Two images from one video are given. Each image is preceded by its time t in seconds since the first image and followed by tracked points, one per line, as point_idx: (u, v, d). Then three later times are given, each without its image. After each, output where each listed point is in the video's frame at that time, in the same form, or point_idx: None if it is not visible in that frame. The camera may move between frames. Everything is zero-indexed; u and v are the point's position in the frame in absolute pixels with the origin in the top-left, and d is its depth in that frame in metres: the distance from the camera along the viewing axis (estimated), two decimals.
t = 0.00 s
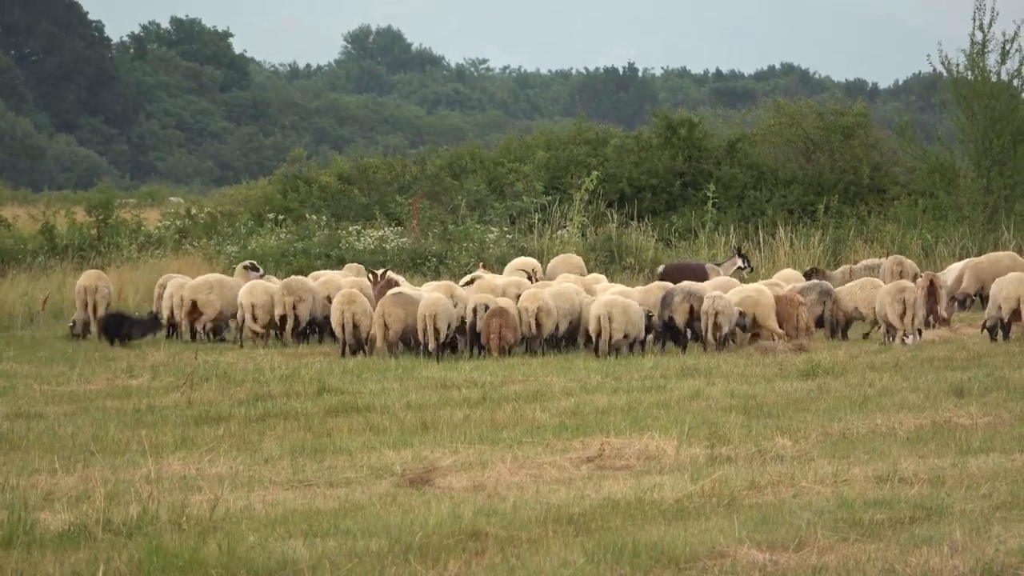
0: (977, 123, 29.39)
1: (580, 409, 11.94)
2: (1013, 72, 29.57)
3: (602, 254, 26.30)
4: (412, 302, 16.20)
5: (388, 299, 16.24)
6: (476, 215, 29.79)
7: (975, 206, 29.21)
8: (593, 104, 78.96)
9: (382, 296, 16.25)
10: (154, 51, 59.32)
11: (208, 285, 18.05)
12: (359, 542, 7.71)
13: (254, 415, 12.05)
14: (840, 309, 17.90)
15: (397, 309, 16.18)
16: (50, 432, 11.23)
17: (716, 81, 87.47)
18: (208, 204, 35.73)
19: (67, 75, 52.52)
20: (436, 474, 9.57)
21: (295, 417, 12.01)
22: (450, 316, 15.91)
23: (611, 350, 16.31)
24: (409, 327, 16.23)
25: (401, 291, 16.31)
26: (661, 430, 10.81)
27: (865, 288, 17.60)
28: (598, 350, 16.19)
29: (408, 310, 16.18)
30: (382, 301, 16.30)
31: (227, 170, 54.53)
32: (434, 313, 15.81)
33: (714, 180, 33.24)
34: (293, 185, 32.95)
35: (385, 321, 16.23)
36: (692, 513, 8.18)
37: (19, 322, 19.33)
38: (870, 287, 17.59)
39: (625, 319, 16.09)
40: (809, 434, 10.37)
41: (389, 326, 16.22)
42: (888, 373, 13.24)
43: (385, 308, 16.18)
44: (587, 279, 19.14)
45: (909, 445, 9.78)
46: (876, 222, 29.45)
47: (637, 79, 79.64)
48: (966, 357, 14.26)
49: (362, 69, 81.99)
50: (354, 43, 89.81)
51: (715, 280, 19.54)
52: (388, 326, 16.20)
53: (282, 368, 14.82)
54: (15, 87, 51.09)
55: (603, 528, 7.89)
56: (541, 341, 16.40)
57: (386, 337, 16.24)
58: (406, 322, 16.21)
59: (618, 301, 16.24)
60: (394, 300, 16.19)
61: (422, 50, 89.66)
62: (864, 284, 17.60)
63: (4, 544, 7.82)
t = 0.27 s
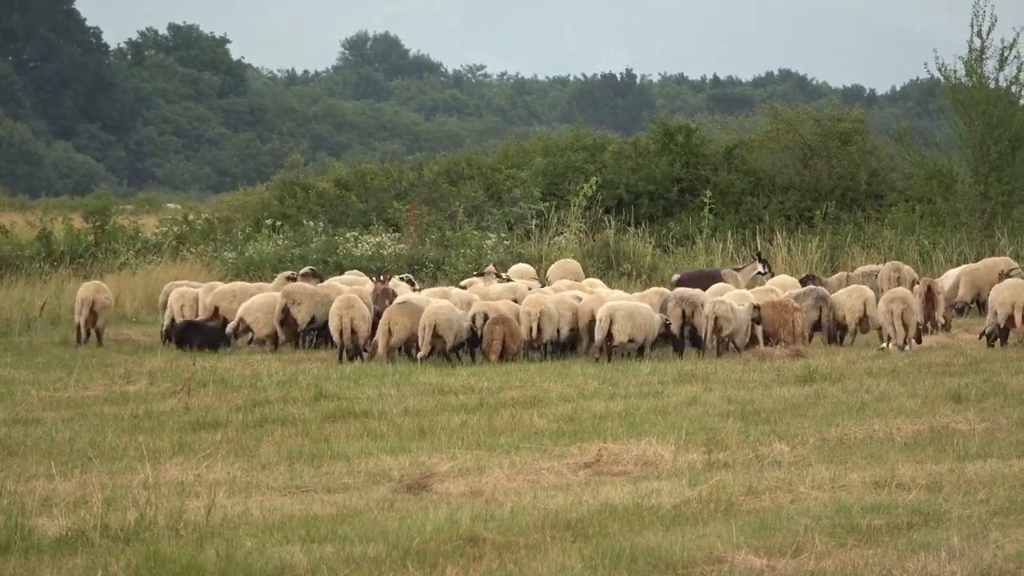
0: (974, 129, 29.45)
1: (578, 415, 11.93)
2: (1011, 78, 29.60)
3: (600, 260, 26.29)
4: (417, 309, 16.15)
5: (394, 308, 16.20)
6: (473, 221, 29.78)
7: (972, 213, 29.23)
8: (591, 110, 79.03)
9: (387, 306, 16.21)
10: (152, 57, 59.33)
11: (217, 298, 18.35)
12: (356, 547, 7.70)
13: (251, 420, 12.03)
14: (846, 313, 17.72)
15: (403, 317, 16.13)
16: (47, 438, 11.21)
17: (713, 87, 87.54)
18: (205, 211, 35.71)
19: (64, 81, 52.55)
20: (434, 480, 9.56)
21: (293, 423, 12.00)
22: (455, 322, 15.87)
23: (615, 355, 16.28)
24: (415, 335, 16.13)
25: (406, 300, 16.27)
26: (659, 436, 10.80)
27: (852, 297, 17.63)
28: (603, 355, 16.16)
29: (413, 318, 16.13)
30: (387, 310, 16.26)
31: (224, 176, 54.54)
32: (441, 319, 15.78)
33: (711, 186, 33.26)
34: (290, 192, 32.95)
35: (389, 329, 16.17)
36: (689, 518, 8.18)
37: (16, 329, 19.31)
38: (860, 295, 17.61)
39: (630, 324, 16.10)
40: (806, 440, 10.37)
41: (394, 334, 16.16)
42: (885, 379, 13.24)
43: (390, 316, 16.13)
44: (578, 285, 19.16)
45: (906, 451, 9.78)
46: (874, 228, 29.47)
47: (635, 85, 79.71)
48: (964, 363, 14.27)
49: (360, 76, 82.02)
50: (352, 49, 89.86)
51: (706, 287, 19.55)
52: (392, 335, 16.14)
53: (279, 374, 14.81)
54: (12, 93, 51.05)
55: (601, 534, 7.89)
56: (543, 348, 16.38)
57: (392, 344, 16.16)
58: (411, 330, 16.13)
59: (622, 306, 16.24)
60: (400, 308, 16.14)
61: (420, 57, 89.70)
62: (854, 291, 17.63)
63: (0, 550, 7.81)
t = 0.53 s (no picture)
0: (973, 133, 29.51)
1: (576, 419, 11.94)
2: (1009, 82, 29.73)
3: (598, 264, 26.30)
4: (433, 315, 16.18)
5: (410, 315, 16.24)
6: (472, 226, 29.78)
7: (971, 217, 29.14)
8: (589, 115, 79.11)
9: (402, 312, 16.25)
10: (151, 61, 59.35)
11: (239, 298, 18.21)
12: (354, 552, 7.70)
13: (250, 425, 12.03)
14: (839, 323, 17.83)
15: (418, 323, 16.17)
16: (46, 442, 11.21)
17: (712, 91, 87.61)
18: (204, 215, 35.70)
19: (63, 85, 52.53)
20: (432, 484, 9.56)
21: (291, 427, 12.00)
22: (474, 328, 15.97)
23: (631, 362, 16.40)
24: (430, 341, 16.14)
25: (421, 306, 16.31)
26: (657, 440, 10.81)
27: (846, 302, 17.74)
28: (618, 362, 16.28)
29: (429, 325, 16.17)
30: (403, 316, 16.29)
31: (223, 181, 54.56)
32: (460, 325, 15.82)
33: (710, 190, 33.33)
34: (289, 196, 32.93)
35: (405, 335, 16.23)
36: (688, 523, 8.18)
37: (15, 333, 19.29)
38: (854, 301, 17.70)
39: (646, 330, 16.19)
40: (804, 444, 10.38)
41: (410, 340, 16.21)
42: (884, 383, 13.25)
43: (406, 323, 16.19)
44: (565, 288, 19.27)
45: (904, 455, 9.78)
46: (873, 232, 29.49)
47: (634, 89, 79.80)
48: (962, 367, 14.28)
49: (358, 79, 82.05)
50: (351, 53, 89.88)
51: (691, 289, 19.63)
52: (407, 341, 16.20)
53: (278, 378, 14.81)
54: (11, 97, 51.04)
55: (599, 538, 7.88)
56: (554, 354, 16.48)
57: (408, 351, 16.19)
58: (427, 337, 16.17)
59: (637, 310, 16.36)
60: (416, 315, 16.19)
61: (418, 61, 89.70)
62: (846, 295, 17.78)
63: None
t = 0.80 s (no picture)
0: (969, 137, 29.53)
1: (571, 422, 11.93)
2: (1005, 86, 29.80)
3: (594, 267, 26.31)
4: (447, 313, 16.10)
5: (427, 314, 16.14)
6: (468, 229, 29.76)
7: (967, 221, 29.38)
8: (585, 118, 79.20)
9: (418, 310, 16.12)
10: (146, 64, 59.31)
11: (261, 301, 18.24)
12: (350, 555, 7.69)
13: (246, 428, 12.02)
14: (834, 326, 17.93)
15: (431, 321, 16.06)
16: (42, 445, 11.20)
17: (708, 95, 87.71)
18: (200, 218, 35.68)
19: (59, 89, 52.46)
20: (428, 487, 9.55)
21: (286, 430, 11.99)
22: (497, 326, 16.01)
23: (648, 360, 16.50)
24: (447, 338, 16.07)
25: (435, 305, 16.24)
26: (652, 443, 10.81)
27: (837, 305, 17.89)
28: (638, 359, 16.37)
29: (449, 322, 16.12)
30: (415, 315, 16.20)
31: (218, 184, 54.56)
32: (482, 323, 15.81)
33: (706, 194, 33.36)
34: (285, 199, 32.91)
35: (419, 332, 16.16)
36: (682, 526, 8.18)
37: (10, 336, 19.27)
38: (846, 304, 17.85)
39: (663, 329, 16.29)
40: (799, 448, 10.38)
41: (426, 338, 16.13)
42: (879, 387, 13.26)
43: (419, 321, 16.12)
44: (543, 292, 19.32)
45: (900, 459, 9.79)
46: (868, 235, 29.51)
47: (629, 93, 79.90)
48: (958, 371, 14.30)
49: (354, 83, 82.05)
50: (347, 57, 89.89)
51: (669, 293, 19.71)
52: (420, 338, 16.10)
53: (273, 381, 14.79)
54: (6, 100, 50.98)
55: (593, 542, 7.88)
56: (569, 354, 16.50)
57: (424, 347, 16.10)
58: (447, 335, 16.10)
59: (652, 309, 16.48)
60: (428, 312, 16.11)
61: (415, 64, 89.73)
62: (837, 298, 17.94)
63: None
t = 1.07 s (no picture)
0: (956, 136, 29.59)
1: (559, 422, 11.92)
2: (993, 86, 29.95)
3: (583, 267, 26.31)
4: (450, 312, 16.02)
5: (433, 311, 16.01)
6: (456, 228, 29.71)
7: (955, 220, 29.42)
8: (573, 118, 79.28)
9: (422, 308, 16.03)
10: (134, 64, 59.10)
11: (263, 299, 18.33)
12: (338, 554, 7.67)
13: (234, 427, 11.98)
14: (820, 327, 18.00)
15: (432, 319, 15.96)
16: (30, 445, 11.14)
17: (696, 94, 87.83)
18: (188, 218, 35.56)
19: (46, 88, 52.18)
20: (416, 486, 9.54)
21: (275, 429, 11.95)
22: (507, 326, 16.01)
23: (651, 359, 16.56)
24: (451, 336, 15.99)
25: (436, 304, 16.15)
26: (640, 443, 10.81)
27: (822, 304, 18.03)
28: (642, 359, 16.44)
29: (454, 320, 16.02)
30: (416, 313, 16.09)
31: (206, 183, 54.41)
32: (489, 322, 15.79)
33: (694, 193, 33.38)
34: (273, 199, 32.82)
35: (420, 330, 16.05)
36: (671, 525, 8.17)
37: None
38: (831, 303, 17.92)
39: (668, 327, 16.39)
40: (788, 447, 10.39)
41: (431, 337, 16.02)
42: (867, 386, 13.28)
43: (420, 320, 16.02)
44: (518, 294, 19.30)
45: (888, 458, 9.81)
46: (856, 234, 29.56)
47: (617, 92, 80.02)
48: (946, 370, 14.33)
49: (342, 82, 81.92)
50: (335, 56, 89.74)
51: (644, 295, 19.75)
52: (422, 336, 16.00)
53: (262, 381, 14.74)
54: None
55: (581, 541, 7.87)
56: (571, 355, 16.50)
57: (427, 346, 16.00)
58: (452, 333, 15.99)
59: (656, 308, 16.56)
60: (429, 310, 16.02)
61: (403, 64, 89.64)
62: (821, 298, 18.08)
63: None
